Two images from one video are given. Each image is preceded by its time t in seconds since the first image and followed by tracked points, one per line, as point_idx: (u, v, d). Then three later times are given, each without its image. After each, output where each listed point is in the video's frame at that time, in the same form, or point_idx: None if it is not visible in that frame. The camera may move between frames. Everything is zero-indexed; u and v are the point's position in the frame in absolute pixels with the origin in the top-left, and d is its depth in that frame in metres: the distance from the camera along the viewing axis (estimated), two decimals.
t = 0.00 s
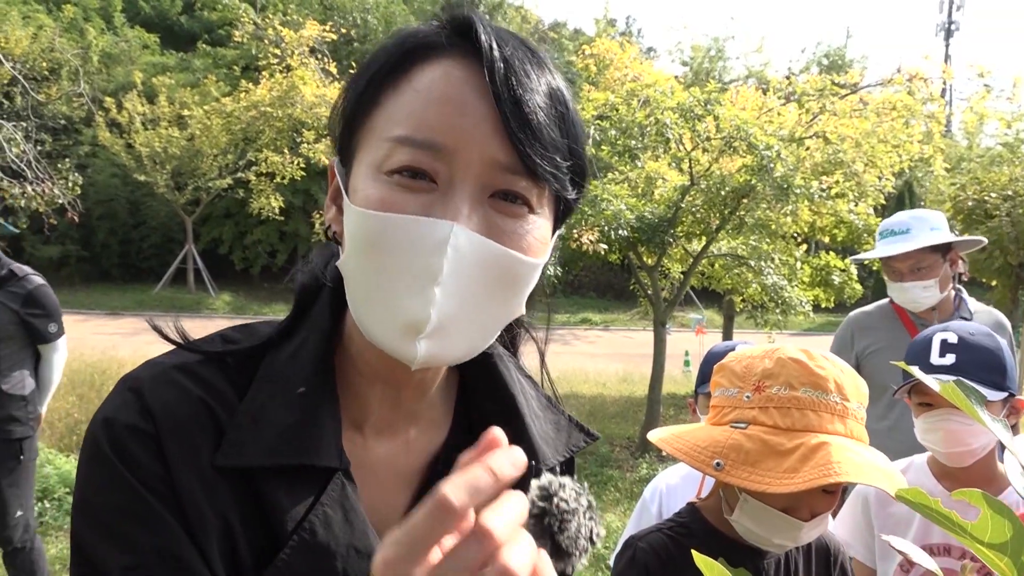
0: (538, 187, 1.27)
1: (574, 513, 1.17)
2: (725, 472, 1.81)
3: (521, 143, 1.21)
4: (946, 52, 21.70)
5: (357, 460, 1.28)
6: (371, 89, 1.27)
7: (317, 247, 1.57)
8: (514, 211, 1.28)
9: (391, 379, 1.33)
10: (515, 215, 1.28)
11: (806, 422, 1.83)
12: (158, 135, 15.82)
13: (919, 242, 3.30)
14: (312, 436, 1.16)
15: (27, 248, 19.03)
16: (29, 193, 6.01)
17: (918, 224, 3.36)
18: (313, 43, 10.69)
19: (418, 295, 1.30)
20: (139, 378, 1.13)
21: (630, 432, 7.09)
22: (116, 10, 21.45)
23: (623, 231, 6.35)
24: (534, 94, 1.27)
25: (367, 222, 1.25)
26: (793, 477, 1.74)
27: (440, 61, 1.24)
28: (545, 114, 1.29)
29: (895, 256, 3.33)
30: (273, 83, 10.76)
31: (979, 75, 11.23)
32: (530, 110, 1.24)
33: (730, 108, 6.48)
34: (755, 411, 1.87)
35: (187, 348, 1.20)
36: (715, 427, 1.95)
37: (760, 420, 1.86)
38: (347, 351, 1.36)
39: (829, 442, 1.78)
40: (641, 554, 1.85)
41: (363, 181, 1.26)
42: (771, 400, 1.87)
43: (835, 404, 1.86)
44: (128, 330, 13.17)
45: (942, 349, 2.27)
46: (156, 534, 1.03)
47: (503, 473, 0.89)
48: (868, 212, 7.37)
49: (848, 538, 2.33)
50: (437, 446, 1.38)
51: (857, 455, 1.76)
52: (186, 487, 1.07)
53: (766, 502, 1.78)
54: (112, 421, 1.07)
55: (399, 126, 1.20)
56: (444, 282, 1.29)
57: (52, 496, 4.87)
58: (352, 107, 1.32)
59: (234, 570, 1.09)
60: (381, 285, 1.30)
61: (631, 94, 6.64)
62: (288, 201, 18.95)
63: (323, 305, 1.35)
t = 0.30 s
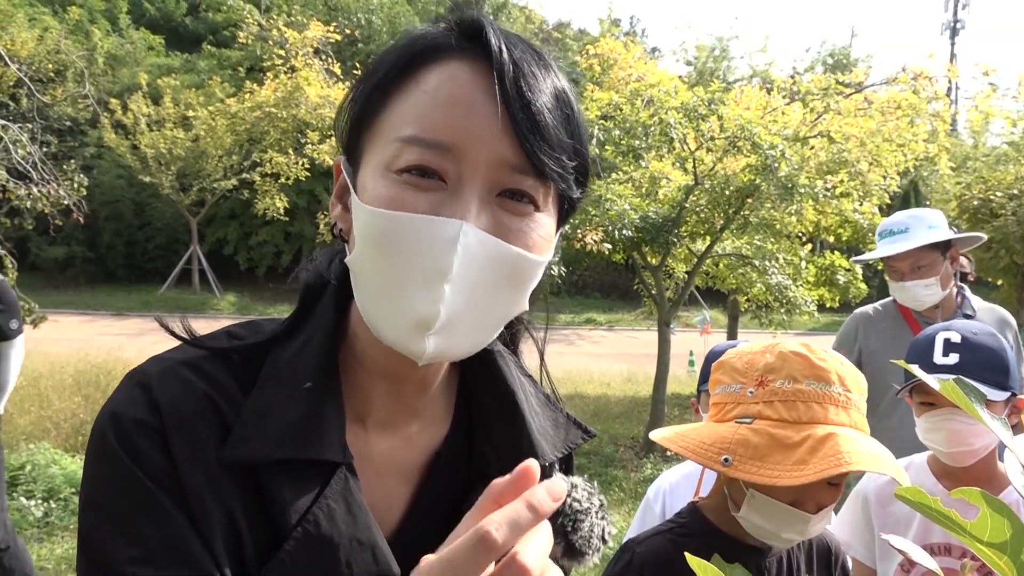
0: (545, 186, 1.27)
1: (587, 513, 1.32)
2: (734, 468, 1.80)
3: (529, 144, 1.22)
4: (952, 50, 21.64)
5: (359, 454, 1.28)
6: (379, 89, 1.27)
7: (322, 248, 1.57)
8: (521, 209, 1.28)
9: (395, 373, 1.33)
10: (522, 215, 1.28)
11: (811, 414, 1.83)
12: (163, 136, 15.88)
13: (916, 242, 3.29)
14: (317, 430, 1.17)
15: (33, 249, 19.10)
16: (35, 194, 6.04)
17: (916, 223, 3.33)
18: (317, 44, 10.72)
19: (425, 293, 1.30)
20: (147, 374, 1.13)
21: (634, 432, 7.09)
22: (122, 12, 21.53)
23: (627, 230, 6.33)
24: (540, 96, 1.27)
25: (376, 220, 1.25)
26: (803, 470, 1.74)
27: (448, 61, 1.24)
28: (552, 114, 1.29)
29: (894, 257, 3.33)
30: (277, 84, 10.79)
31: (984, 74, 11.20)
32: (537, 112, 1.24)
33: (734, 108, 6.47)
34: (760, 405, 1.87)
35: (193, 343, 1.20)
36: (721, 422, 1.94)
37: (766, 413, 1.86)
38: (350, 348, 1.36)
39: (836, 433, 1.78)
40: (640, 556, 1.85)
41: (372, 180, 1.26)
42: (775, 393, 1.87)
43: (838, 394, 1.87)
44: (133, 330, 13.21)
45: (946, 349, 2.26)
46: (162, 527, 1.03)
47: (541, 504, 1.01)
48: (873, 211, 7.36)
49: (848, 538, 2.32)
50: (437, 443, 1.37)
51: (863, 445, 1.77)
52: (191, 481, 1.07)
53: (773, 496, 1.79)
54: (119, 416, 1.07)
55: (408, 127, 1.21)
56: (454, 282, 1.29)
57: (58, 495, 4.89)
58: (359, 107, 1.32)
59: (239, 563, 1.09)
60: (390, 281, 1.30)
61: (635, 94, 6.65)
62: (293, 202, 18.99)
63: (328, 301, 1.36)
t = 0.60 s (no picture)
0: (526, 171, 1.30)
1: (601, 453, 1.41)
2: (789, 489, 1.75)
3: (515, 133, 1.24)
4: (955, 51, 21.63)
5: (343, 422, 1.32)
6: (365, 75, 1.28)
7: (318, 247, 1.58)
8: (502, 194, 1.31)
9: (376, 346, 1.38)
10: (504, 199, 1.31)
11: (821, 422, 1.86)
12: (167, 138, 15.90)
13: (911, 245, 3.30)
14: (300, 397, 1.23)
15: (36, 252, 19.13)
16: (38, 196, 6.05)
17: (909, 227, 3.36)
18: (319, 47, 10.73)
19: (417, 273, 1.34)
20: (135, 350, 1.19)
21: (637, 433, 7.09)
22: (125, 14, 21.57)
23: (630, 232, 6.34)
24: (522, 84, 1.29)
25: (365, 203, 1.27)
26: (846, 474, 1.79)
27: (434, 49, 1.25)
28: (533, 102, 1.32)
29: (891, 261, 3.34)
30: (280, 86, 10.79)
31: (987, 74, 11.18)
32: (522, 101, 1.27)
33: (736, 109, 6.47)
34: (779, 419, 1.84)
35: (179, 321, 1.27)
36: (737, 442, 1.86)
37: (790, 426, 1.83)
38: (333, 326, 1.41)
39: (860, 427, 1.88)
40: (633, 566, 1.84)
41: (360, 165, 1.27)
42: (789, 404, 1.85)
43: (831, 385, 1.92)
44: (137, 333, 13.22)
45: (948, 352, 2.25)
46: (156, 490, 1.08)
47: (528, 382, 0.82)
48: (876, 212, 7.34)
49: (847, 540, 2.32)
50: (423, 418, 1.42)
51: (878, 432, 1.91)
52: (180, 446, 1.13)
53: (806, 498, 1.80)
54: (109, 386, 1.12)
55: (396, 114, 1.22)
56: (449, 265, 1.33)
57: (61, 498, 4.90)
58: (343, 90, 1.32)
59: (229, 527, 1.15)
60: (384, 268, 1.32)
61: (637, 96, 6.66)
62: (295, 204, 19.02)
63: (307, 279, 1.41)
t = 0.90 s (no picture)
0: (531, 179, 1.31)
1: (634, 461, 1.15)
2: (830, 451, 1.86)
3: (522, 142, 1.24)
4: (955, 51, 21.63)
5: (343, 417, 1.33)
6: (373, 81, 1.27)
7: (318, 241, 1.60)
8: (509, 204, 1.31)
9: (376, 343, 1.39)
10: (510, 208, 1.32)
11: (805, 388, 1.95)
12: (167, 140, 15.93)
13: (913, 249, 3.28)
14: (302, 393, 1.23)
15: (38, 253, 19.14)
16: (38, 198, 6.06)
17: (907, 229, 3.37)
18: (319, 48, 10.74)
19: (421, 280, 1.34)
20: (131, 348, 1.17)
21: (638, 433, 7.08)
22: (125, 15, 21.60)
23: (630, 233, 6.38)
24: (530, 91, 1.29)
25: (369, 209, 1.27)
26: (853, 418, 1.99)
27: (443, 57, 1.25)
28: (539, 109, 1.32)
29: (892, 264, 3.32)
30: (280, 87, 10.79)
31: (988, 73, 11.17)
32: (529, 110, 1.26)
33: (736, 109, 6.47)
34: (791, 399, 1.86)
35: (176, 319, 1.25)
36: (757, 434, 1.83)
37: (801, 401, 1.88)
38: (331, 323, 1.40)
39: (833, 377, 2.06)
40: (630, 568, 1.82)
41: (367, 174, 1.27)
42: (791, 382, 1.88)
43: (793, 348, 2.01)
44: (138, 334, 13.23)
45: (942, 354, 2.24)
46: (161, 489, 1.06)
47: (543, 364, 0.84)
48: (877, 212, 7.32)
49: (841, 538, 2.30)
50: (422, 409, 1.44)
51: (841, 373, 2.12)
52: (182, 443, 1.11)
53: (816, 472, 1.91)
54: (109, 385, 1.10)
55: (404, 121, 1.21)
56: (455, 275, 1.32)
57: (62, 499, 4.90)
58: (349, 96, 1.31)
59: (234, 525, 1.14)
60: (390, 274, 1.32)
61: (637, 96, 6.66)
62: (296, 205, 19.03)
63: (305, 277, 1.40)
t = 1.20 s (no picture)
0: (537, 195, 1.30)
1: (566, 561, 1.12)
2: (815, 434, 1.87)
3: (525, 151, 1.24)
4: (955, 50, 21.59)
5: (346, 446, 1.31)
6: (384, 92, 1.30)
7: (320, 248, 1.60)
8: (511, 216, 1.30)
9: (381, 371, 1.37)
10: (512, 221, 1.31)
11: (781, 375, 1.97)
12: (167, 140, 15.94)
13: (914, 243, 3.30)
14: (302, 429, 1.21)
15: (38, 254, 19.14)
16: (38, 199, 6.05)
17: (907, 225, 3.38)
18: (319, 48, 10.74)
19: (416, 287, 1.32)
20: (133, 375, 1.17)
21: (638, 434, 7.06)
22: (125, 16, 21.62)
23: (629, 232, 6.33)
24: (540, 107, 1.29)
25: (371, 217, 1.27)
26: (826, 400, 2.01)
27: (451, 67, 1.26)
28: (549, 125, 1.32)
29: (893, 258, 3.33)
30: (279, 87, 10.79)
31: (988, 72, 11.15)
32: (536, 123, 1.26)
33: (735, 108, 6.47)
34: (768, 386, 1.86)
35: (178, 344, 1.25)
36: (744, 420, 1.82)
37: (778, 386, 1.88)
38: (340, 349, 1.40)
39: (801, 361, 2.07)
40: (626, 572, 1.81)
41: (369, 176, 1.28)
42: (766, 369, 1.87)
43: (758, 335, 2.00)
44: (137, 334, 13.22)
45: (933, 354, 2.24)
46: (148, 525, 1.05)
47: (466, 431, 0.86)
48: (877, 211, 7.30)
49: (836, 538, 2.30)
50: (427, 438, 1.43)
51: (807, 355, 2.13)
52: (174, 477, 1.10)
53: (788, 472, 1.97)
54: (106, 417, 1.10)
55: (408, 127, 1.23)
56: (444, 281, 1.31)
57: (61, 501, 4.89)
58: (362, 108, 1.34)
59: (223, 563, 1.11)
60: (383, 280, 1.31)
61: (636, 95, 6.64)
62: (296, 205, 19.02)
63: (314, 304, 1.39)
